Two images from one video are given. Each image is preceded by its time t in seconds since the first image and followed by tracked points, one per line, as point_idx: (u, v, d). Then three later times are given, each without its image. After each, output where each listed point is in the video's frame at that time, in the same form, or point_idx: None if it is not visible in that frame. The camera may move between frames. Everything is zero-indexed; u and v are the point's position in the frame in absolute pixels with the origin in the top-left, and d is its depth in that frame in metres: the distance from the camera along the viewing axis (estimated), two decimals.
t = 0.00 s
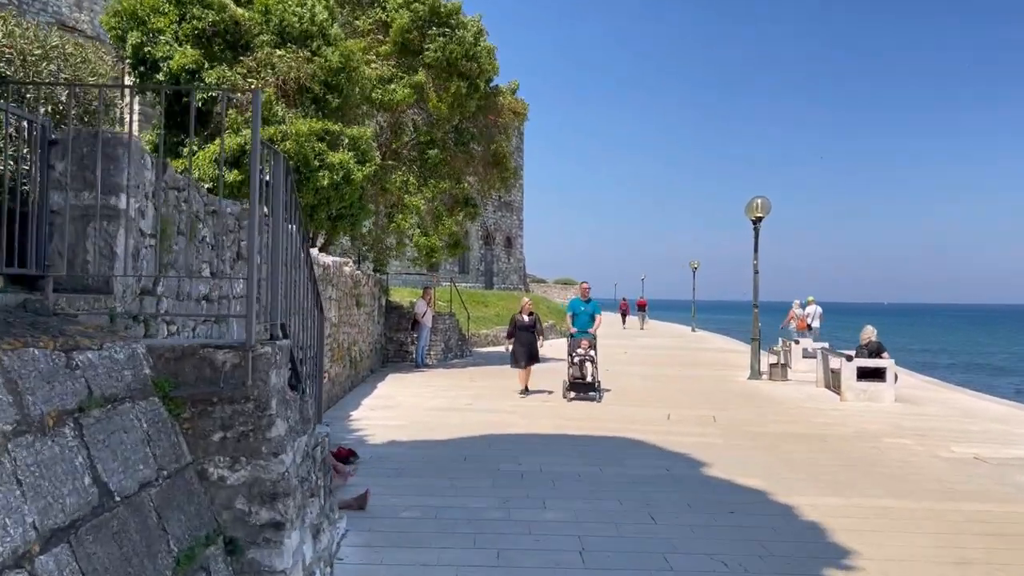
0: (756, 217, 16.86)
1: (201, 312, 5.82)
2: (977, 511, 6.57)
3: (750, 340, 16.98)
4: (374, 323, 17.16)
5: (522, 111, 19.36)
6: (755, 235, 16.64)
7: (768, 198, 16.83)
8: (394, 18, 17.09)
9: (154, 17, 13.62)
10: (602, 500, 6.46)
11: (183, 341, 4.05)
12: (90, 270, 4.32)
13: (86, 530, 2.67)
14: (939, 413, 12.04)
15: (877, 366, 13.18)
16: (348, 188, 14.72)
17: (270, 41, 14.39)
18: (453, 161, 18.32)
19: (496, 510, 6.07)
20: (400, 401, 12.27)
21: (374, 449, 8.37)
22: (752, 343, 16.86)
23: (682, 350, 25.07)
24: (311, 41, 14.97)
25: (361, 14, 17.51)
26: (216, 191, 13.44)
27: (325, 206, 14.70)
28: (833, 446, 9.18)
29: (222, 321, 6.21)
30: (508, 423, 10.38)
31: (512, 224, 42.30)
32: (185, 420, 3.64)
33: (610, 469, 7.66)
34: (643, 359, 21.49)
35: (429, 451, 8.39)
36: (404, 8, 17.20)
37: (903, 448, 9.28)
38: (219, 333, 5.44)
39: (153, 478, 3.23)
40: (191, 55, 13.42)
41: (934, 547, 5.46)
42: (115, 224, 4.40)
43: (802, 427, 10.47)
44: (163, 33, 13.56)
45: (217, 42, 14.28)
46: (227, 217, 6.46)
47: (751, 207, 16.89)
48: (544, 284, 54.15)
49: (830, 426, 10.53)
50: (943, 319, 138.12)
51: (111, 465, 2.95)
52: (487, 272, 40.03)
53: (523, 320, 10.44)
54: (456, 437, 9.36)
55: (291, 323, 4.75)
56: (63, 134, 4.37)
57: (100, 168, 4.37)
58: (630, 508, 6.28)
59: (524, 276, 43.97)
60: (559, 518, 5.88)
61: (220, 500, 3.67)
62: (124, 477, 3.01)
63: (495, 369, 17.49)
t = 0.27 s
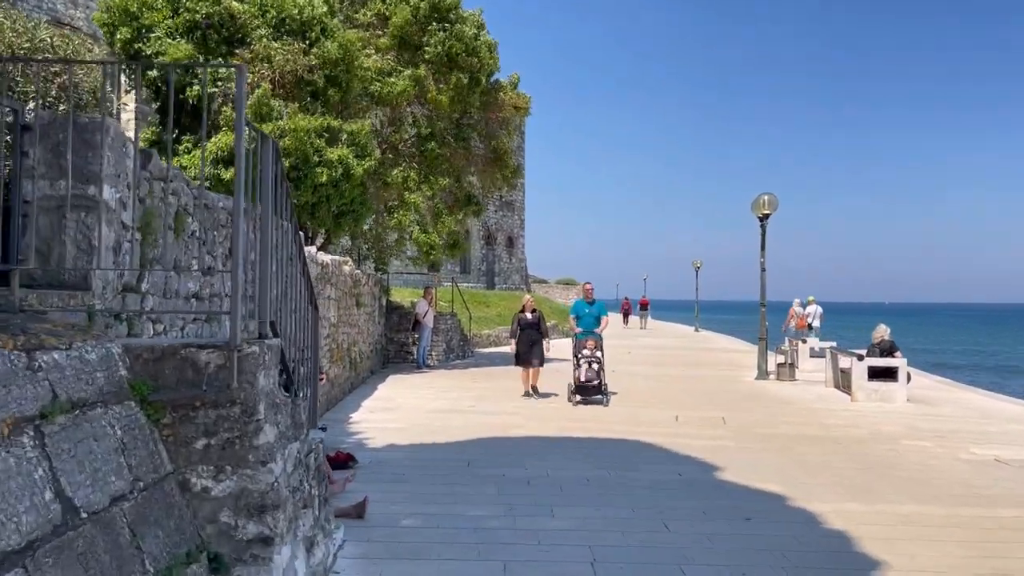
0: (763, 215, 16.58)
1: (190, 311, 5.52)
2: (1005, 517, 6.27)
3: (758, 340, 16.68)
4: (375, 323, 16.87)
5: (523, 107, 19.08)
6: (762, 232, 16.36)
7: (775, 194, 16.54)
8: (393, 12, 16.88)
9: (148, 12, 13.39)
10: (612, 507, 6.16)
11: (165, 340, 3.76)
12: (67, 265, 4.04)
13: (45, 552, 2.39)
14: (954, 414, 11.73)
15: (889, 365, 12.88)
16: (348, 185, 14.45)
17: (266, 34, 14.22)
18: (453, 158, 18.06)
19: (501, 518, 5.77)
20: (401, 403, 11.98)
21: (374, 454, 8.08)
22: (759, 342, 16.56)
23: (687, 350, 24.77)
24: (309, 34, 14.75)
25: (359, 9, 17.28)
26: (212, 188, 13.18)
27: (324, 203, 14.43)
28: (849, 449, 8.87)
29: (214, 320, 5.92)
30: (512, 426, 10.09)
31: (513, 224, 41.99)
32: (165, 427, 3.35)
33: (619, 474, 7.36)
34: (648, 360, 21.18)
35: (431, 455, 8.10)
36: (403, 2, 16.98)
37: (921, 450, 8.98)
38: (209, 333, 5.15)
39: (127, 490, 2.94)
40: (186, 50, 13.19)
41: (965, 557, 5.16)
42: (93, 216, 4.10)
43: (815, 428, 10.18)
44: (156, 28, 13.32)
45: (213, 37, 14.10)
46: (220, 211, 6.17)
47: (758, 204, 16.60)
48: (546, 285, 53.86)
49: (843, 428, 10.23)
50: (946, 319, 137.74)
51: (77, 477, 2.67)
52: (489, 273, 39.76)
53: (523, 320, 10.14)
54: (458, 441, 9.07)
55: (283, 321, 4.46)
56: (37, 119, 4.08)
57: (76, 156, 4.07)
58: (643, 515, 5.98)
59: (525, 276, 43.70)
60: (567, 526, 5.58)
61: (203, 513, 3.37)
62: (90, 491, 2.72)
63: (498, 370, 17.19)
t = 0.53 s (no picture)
0: (771, 214, 16.26)
1: (179, 317, 5.21)
2: None
3: (766, 342, 16.36)
4: (376, 326, 16.57)
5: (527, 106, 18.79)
6: (770, 232, 16.05)
7: (784, 194, 16.22)
8: (393, 10, 16.62)
9: (143, 9, 13.14)
10: (627, 522, 5.85)
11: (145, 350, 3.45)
12: (41, 269, 3.73)
13: None
14: (972, 418, 11.41)
15: (903, 369, 12.56)
16: (347, 185, 14.17)
17: (265, 31, 14.04)
18: (455, 158, 17.77)
19: (510, 535, 5.46)
20: (404, 409, 11.67)
21: (375, 464, 7.78)
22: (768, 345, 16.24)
23: (693, 352, 24.45)
24: (308, 32, 14.50)
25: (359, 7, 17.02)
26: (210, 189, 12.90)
27: (325, 203, 14.15)
28: (869, 457, 8.55)
29: (206, 327, 5.61)
30: (518, 433, 9.78)
31: (515, 225, 41.69)
32: (143, 447, 3.03)
33: (632, 485, 7.04)
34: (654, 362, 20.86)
35: (435, 465, 7.79)
36: None
37: (943, 457, 8.67)
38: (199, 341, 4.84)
39: (96, 521, 2.63)
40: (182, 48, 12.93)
41: None
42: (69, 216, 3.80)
43: (830, 434, 9.86)
44: (151, 25, 13.06)
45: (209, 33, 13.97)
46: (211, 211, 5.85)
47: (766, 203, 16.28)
48: (548, 287, 53.56)
49: (860, 434, 9.92)
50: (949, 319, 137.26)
51: (36, 510, 2.36)
52: (491, 275, 39.46)
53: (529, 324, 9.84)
54: (463, 449, 8.76)
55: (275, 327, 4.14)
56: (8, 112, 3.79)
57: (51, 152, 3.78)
58: (660, 531, 5.65)
59: (528, 278, 43.41)
60: (581, 544, 5.27)
61: (186, 542, 3.06)
62: (52, 525, 2.41)
63: (502, 374, 16.88)
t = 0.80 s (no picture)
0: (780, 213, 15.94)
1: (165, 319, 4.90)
2: None
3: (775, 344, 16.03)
4: (377, 328, 16.27)
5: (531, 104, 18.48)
6: (779, 231, 15.73)
7: (793, 192, 15.89)
8: (394, 6, 16.34)
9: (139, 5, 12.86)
10: (641, 535, 5.53)
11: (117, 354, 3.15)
12: (7, 266, 3.44)
13: None
14: (990, 421, 11.08)
15: (918, 370, 12.24)
16: (348, 184, 13.88)
17: (264, 27, 13.79)
18: (458, 157, 17.47)
19: (517, 549, 5.15)
20: (405, 413, 11.36)
21: (376, 471, 7.47)
22: (777, 346, 15.92)
23: (699, 354, 24.12)
24: (308, 28, 14.22)
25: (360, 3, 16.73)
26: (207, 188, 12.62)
27: (326, 201, 13.88)
28: (889, 463, 8.22)
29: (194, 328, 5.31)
30: (524, 438, 9.46)
31: (518, 226, 41.37)
32: (111, 464, 2.72)
33: (644, 494, 6.72)
34: (659, 364, 20.53)
35: (438, 472, 7.48)
36: None
37: (965, 463, 8.35)
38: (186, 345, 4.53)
39: (53, 550, 2.32)
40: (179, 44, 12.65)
41: None
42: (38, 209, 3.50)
43: (846, 439, 9.54)
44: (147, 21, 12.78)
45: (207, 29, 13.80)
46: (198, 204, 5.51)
47: (774, 201, 15.95)
48: (551, 288, 53.23)
49: (877, 438, 9.59)
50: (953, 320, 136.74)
51: None
52: (494, 275, 39.15)
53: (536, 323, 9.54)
54: (467, 455, 8.45)
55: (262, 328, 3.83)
56: None
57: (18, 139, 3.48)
58: (676, 545, 5.34)
59: (530, 279, 43.10)
60: (593, 560, 4.95)
61: (160, 569, 2.75)
62: None
63: (506, 377, 16.56)
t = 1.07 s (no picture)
0: (789, 214, 15.63)
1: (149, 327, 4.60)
2: None
3: (784, 347, 15.72)
4: (379, 331, 16.00)
5: (534, 104, 18.20)
6: (788, 232, 15.42)
7: (802, 193, 15.60)
8: (397, 5, 16.07)
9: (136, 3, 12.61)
10: (655, 553, 5.22)
11: (84, 368, 2.85)
12: None
13: None
14: (1009, 428, 10.77)
15: (933, 375, 11.92)
16: (348, 186, 13.61)
17: (264, 27, 13.57)
18: (461, 158, 17.19)
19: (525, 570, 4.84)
20: (407, 419, 11.06)
21: (376, 482, 7.17)
22: (786, 350, 15.60)
23: (705, 357, 23.81)
24: (308, 29, 13.95)
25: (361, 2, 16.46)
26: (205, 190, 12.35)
27: (326, 202, 13.64)
28: (910, 472, 7.91)
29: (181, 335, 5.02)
30: (529, 446, 9.16)
31: (520, 227, 41.07)
32: (72, 492, 2.42)
33: (657, 508, 6.42)
34: (665, 368, 20.22)
35: (441, 483, 7.17)
36: None
37: (987, 472, 8.04)
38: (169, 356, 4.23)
39: None
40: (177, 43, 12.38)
41: None
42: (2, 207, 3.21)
43: (863, 446, 9.23)
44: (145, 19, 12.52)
45: (206, 27, 13.57)
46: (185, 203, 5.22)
47: (783, 203, 15.66)
48: (554, 290, 52.93)
49: (894, 446, 9.28)
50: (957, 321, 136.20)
51: None
52: (497, 278, 38.87)
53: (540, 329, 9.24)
54: (471, 465, 8.15)
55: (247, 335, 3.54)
56: None
57: None
58: (692, 564, 5.03)
59: (534, 281, 42.81)
60: None
61: None
62: None
63: (510, 381, 16.26)
